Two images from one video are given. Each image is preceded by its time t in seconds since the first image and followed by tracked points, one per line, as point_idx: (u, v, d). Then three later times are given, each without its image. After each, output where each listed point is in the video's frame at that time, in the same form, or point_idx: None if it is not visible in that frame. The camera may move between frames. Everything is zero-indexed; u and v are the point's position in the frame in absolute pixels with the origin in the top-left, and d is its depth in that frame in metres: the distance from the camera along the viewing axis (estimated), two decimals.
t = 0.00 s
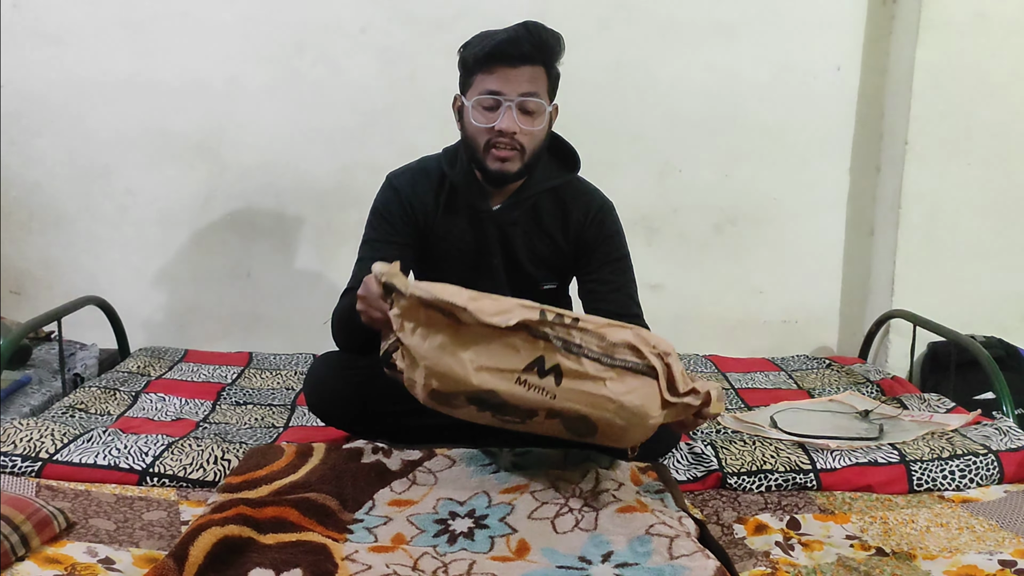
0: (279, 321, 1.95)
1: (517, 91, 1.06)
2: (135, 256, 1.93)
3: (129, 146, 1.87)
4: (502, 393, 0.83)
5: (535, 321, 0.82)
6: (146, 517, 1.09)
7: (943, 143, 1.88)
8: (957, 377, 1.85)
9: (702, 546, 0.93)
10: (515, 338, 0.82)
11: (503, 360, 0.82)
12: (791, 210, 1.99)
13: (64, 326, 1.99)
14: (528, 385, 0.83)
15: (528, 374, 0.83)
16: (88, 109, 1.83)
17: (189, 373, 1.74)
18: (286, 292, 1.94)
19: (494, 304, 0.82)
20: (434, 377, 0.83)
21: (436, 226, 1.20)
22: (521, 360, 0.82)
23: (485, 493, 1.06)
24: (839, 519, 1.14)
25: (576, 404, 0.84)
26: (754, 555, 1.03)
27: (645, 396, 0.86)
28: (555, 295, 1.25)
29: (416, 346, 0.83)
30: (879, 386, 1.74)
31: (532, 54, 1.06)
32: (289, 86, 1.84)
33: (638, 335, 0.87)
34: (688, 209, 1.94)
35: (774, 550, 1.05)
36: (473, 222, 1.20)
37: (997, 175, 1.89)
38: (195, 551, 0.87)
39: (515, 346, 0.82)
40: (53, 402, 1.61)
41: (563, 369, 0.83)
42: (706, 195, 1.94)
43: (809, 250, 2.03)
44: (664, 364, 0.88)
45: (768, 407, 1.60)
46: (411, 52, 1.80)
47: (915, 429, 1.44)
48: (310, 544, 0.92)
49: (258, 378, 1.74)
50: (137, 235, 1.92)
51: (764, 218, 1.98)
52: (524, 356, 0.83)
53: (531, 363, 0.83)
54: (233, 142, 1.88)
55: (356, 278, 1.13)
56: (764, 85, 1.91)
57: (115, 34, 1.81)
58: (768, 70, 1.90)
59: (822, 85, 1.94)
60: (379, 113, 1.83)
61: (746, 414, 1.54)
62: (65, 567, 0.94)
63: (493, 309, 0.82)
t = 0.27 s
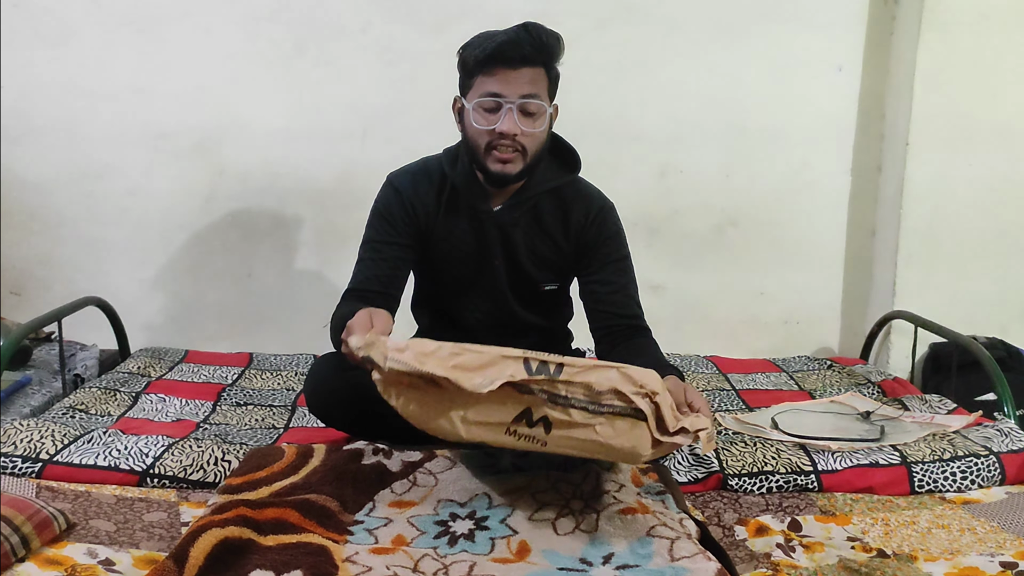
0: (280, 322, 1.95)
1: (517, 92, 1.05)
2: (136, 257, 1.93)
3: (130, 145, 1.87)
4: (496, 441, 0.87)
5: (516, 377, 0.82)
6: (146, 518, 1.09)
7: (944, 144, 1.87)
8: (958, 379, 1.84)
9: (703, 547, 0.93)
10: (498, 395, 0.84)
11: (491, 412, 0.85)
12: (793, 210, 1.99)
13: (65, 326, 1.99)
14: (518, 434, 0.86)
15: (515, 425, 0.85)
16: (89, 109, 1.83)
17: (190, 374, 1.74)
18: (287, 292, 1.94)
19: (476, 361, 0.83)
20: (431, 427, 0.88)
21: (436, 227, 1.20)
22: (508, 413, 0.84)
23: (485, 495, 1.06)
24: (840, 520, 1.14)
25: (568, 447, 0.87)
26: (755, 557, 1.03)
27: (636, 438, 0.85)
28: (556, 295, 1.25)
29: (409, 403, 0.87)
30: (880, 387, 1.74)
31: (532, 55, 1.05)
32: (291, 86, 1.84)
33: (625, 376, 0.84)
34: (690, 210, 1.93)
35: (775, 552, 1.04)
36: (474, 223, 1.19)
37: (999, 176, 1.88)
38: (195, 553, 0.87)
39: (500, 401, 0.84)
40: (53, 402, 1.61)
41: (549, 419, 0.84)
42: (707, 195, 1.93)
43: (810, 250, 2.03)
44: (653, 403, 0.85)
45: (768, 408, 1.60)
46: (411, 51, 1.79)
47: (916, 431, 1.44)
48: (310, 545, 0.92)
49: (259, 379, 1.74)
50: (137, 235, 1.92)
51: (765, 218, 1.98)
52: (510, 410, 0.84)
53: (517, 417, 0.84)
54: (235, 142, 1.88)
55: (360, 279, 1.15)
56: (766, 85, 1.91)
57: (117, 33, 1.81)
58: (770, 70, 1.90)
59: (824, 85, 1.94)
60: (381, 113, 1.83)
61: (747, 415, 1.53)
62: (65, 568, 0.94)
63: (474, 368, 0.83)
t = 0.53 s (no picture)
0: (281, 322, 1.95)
1: (514, 87, 1.06)
2: (137, 257, 1.94)
3: (132, 146, 1.88)
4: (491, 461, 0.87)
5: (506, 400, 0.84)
6: (149, 518, 1.10)
7: (945, 145, 1.87)
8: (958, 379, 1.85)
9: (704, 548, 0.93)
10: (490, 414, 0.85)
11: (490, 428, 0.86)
12: (793, 211, 2.00)
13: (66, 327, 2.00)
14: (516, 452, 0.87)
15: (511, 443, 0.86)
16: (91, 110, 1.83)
17: (192, 374, 1.74)
18: (289, 292, 1.94)
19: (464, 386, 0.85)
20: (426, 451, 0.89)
21: (436, 226, 1.20)
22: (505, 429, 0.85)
23: (486, 495, 1.06)
24: (840, 521, 1.14)
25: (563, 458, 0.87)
26: (755, 557, 1.03)
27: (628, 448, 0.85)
28: (557, 294, 1.25)
29: (399, 430, 0.88)
30: (880, 387, 1.74)
31: (527, 51, 1.05)
32: (293, 87, 1.85)
33: (613, 391, 0.85)
34: (690, 211, 1.94)
35: (775, 552, 1.05)
36: (474, 222, 1.19)
37: (999, 176, 1.89)
38: (198, 553, 0.87)
39: (490, 424, 0.85)
40: (55, 403, 1.62)
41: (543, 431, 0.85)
42: (707, 195, 1.94)
43: (811, 251, 2.03)
44: (642, 416, 0.85)
45: (769, 409, 1.60)
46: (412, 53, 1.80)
47: (916, 431, 1.44)
48: (312, 545, 0.92)
49: (260, 380, 1.75)
50: (139, 236, 1.92)
51: (766, 219, 1.98)
52: (500, 431, 0.85)
53: (508, 437, 0.85)
54: (237, 143, 1.88)
55: (362, 279, 1.16)
56: (766, 86, 1.91)
57: (119, 34, 1.81)
58: (771, 71, 1.91)
59: (824, 85, 1.94)
60: (382, 113, 1.84)
61: (747, 416, 1.53)
62: (67, 568, 0.94)
63: (463, 393, 0.86)
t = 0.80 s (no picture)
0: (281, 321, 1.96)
1: (510, 91, 1.06)
2: (138, 257, 1.94)
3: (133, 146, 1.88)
4: (481, 462, 0.87)
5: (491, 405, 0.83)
6: (150, 517, 1.10)
7: (945, 146, 1.87)
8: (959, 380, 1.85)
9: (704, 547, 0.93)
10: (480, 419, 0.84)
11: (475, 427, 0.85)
12: (793, 211, 2.00)
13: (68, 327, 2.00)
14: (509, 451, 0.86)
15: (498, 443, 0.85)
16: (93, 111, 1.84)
17: (193, 374, 1.75)
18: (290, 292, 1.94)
19: (448, 395, 0.84)
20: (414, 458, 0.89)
21: (435, 223, 1.20)
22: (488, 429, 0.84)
23: (486, 495, 1.07)
24: (840, 521, 1.14)
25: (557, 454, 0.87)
26: (756, 557, 1.03)
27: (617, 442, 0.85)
28: (556, 290, 1.25)
29: (386, 442, 0.87)
30: (880, 388, 1.74)
31: (522, 54, 1.05)
32: (294, 87, 1.85)
33: (596, 384, 0.84)
34: (692, 212, 1.94)
35: (775, 553, 1.05)
36: (473, 218, 1.19)
37: (999, 177, 1.89)
38: (199, 553, 0.87)
39: (475, 429, 0.84)
40: (56, 403, 1.62)
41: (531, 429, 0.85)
42: (708, 195, 1.94)
43: (811, 251, 2.03)
44: (626, 408, 0.84)
45: (769, 409, 1.60)
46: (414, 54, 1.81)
47: (916, 431, 1.44)
48: (313, 545, 0.92)
49: (261, 380, 1.75)
50: (140, 236, 1.93)
51: (767, 219, 1.98)
52: (487, 434, 0.84)
53: (495, 439, 0.84)
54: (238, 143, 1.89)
55: (362, 279, 1.17)
56: (767, 86, 1.91)
57: (120, 35, 1.81)
58: (771, 72, 1.91)
59: (825, 85, 1.94)
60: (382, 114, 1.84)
61: (747, 416, 1.54)
62: (69, 567, 0.95)
63: (446, 401, 0.84)
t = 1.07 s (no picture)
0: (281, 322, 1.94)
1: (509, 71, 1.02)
2: (138, 257, 1.93)
3: (132, 145, 1.87)
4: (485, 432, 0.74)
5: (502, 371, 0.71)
6: (147, 519, 1.09)
7: (948, 146, 1.87)
8: (962, 381, 1.83)
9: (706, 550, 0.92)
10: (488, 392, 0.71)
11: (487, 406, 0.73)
12: (796, 211, 1.98)
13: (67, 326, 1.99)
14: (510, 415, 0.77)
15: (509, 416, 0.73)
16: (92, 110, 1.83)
17: (192, 375, 1.74)
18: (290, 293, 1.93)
19: (448, 365, 0.70)
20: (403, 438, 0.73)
21: (445, 214, 1.19)
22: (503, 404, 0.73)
23: (487, 497, 1.06)
24: (844, 523, 1.13)
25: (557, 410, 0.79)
26: (758, 560, 1.02)
27: (619, 387, 0.79)
28: (565, 284, 1.24)
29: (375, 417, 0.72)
30: (884, 388, 1.73)
31: (520, 34, 1.01)
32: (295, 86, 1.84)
33: (589, 330, 0.75)
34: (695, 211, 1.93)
35: (778, 555, 1.04)
36: (484, 210, 1.18)
37: (1004, 176, 1.87)
38: (197, 555, 0.86)
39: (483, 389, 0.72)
40: (54, 403, 1.61)
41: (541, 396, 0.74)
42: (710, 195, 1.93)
43: (814, 252, 2.02)
44: (620, 347, 0.78)
45: (772, 410, 1.59)
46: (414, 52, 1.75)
47: (921, 432, 1.43)
48: (312, 547, 0.91)
49: (260, 380, 1.74)
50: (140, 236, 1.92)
51: (770, 219, 1.97)
52: (493, 394, 0.72)
53: (501, 399, 0.72)
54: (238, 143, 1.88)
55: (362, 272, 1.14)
56: (770, 85, 1.90)
57: (120, 34, 1.81)
58: (774, 70, 1.90)
59: (828, 84, 1.93)
60: (383, 112, 1.81)
61: (750, 417, 1.53)
62: (66, 569, 0.94)
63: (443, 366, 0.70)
